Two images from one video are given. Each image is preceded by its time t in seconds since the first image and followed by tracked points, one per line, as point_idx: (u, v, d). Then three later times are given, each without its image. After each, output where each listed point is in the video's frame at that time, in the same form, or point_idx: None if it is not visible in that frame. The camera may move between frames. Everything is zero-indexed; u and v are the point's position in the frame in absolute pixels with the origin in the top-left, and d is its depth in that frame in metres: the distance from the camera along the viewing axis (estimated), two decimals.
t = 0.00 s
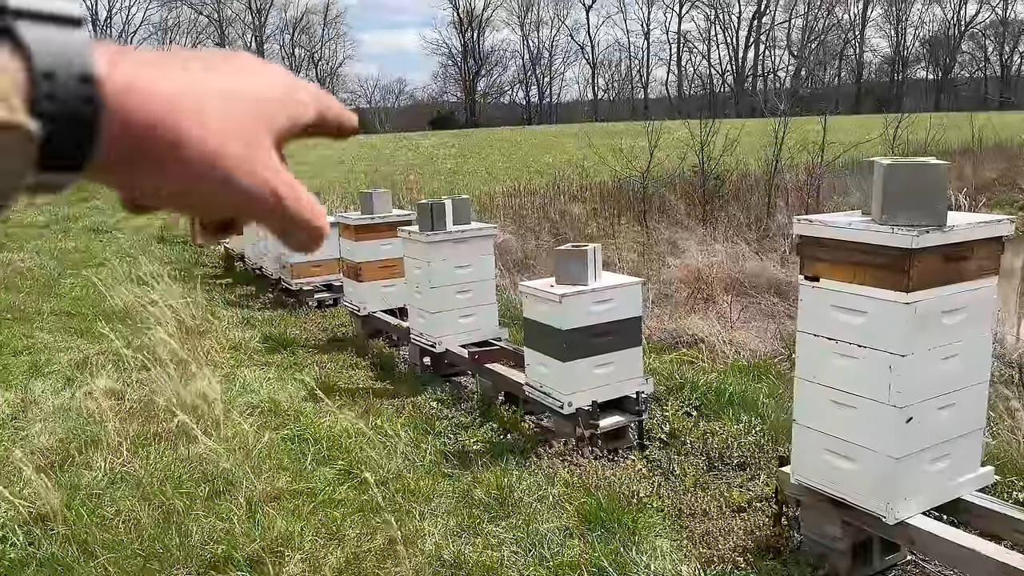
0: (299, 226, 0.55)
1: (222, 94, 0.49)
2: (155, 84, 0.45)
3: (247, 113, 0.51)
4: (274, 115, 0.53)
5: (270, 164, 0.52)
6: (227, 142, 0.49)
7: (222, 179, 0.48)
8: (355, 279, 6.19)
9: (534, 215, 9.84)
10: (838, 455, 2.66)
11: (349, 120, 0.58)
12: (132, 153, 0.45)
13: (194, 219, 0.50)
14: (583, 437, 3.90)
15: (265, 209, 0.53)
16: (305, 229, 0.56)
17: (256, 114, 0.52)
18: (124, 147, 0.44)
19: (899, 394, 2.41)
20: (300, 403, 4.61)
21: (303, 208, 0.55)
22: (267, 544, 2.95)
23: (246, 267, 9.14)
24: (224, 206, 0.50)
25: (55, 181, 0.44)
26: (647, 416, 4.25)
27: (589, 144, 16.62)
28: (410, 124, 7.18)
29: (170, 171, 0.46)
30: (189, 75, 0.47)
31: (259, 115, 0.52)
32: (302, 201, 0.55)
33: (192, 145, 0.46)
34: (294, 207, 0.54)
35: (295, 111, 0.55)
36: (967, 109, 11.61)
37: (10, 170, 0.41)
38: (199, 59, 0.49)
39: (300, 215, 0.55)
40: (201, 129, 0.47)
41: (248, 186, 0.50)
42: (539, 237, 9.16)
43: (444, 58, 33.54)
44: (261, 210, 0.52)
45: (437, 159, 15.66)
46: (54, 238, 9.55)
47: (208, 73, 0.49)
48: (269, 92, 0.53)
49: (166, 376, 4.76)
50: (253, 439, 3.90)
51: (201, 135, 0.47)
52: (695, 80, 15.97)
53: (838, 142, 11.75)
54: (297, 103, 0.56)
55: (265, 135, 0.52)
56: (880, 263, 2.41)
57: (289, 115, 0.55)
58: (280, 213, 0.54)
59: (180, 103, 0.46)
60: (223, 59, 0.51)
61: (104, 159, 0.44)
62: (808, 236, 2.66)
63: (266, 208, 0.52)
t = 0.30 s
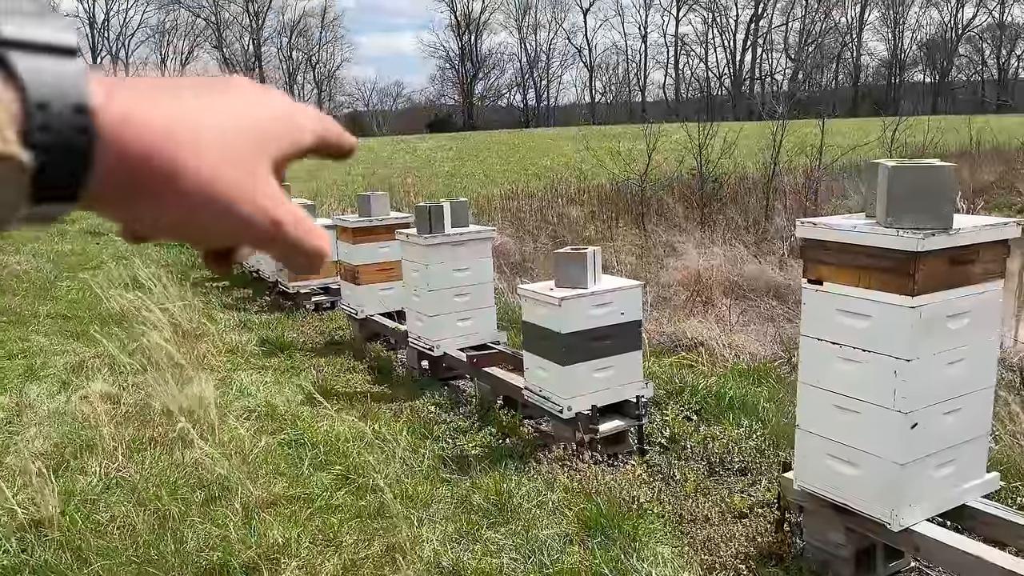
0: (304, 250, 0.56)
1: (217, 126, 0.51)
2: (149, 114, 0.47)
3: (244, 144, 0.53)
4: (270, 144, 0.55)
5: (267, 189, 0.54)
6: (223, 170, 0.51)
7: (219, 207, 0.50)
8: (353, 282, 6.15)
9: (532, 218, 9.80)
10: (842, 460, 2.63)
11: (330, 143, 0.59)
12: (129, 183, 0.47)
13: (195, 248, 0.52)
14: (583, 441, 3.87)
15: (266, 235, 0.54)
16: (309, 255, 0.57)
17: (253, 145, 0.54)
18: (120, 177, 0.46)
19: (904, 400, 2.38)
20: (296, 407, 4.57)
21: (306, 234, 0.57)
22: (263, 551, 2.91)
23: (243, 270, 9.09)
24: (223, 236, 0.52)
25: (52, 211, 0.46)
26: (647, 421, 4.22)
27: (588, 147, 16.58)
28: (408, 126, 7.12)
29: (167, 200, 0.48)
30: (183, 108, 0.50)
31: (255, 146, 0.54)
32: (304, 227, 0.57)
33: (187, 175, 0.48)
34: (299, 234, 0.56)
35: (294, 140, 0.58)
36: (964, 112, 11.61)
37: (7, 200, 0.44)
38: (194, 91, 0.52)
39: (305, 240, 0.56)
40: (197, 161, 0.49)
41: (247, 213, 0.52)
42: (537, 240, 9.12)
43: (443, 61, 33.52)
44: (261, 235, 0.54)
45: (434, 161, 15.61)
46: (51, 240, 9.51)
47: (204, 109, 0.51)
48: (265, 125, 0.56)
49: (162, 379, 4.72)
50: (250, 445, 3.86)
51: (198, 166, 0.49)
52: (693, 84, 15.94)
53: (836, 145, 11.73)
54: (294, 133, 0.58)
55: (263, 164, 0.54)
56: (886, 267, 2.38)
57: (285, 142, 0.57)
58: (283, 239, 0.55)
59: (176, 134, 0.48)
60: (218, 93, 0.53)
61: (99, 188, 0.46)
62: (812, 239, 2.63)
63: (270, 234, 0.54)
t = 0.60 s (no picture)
0: (256, 274, 0.49)
1: (173, 143, 0.45)
2: (68, 127, 0.40)
3: (189, 161, 0.46)
4: (225, 158, 0.48)
5: (216, 209, 0.47)
6: (164, 190, 0.44)
7: (158, 228, 0.44)
8: (348, 285, 6.08)
9: (531, 220, 9.74)
10: (846, 469, 2.57)
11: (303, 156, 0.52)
12: (64, 208, 0.40)
13: (138, 267, 0.46)
14: (581, 447, 3.81)
15: (210, 254, 0.47)
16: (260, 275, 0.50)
17: (203, 160, 0.47)
18: (50, 200, 0.40)
19: (909, 407, 2.33)
20: (290, 412, 4.50)
21: (258, 252, 0.49)
22: (254, 561, 2.83)
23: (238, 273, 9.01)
24: (164, 256, 0.45)
25: None
26: (646, 426, 4.16)
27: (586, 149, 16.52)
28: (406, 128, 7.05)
29: (100, 222, 0.41)
30: (133, 128, 0.43)
31: (206, 162, 0.47)
32: (259, 245, 0.50)
33: (124, 198, 0.42)
34: (252, 252, 0.49)
35: (252, 155, 0.50)
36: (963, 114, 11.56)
37: None
38: (143, 107, 0.44)
39: (259, 260, 0.49)
40: (134, 182, 0.42)
41: (192, 232, 0.45)
42: (535, 243, 9.06)
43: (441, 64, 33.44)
44: (207, 254, 0.47)
45: (432, 164, 15.53)
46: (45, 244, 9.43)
47: (149, 120, 0.44)
48: (221, 141, 0.48)
49: (154, 384, 4.65)
50: (242, 451, 3.79)
51: (137, 191, 0.42)
52: (691, 86, 15.89)
53: (835, 148, 11.68)
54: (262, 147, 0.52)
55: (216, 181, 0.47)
56: (890, 270, 2.32)
57: (243, 160, 0.49)
58: (233, 261, 0.48)
59: (115, 148, 0.41)
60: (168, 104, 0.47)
61: (34, 215, 0.40)
62: (814, 243, 2.57)
63: (216, 254, 0.47)
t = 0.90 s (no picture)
0: (227, 287, 0.42)
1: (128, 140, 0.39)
2: (30, 116, 0.34)
3: (152, 165, 0.40)
4: (191, 162, 0.42)
5: (180, 212, 0.40)
6: (125, 193, 0.38)
7: (120, 230, 0.37)
8: (341, 289, 5.97)
9: (527, 223, 9.63)
10: (852, 482, 2.46)
11: (272, 156, 0.45)
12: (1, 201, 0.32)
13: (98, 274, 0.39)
14: (577, 457, 3.70)
15: (173, 261, 0.40)
16: (234, 294, 0.43)
17: (166, 164, 0.41)
18: (4, 199, 0.34)
19: (919, 418, 2.22)
20: (279, 420, 4.38)
21: (223, 257, 0.41)
22: None
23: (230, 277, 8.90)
24: (125, 263, 0.38)
25: None
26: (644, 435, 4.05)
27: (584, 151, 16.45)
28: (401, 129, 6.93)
29: (58, 225, 0.35)
30: (86, 121, 0.36)
31: (168, 161, 0.41)
32: (230, 251, 0.42)
33: (84, 202, 0.36)
34: (219, 260, 0.41)
35: (221, 158, 0.44)
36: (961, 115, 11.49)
37: None
38: (98, 101, 0.38)
39: (226, 271, 0.41)
40: (94, 184, 0.36)
41: (154, 239, 0.39)
42: (532, 245, 8.95)
43: (439, 66, 33.42)
44: (168, 264, 0.40)
45: (429, 166, 15.44)
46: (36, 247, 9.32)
47: (108, 116, 0.38)
48: (187, 140, 0.42)
49: (141, 391, 4.53)
50: (227, 460, 3.68)
51: (96, 192, 0.36)
52: (689, 87, 15.83)
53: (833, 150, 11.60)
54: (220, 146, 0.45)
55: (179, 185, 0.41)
56: (897, 275, 2.22)
57: (207, 162, 0.43)
58: (199, 271, 0.41)
59: (73, 142, 0.36)
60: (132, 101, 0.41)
61: None
62: (819, 246, 2.46)
63: (180, 263, 0.40)
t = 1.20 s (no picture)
0: (233, 312, 0.40)
1: (126, 168, 0.40)
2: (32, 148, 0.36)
3: (152, 192, 0.41)
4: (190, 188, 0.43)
5: (183, 236, 0.40)
6: (124, 219, 0.39)
7: (117, 257, 0.38)
8: (331, 296, 5.83)
9: (522, 227, 9.49)
10: (861, 503, 2.35)
11: (282, 172, 0.46)
12: None
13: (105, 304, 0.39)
14: (572, 471, 3.58)
15: (174, 288, 0.39)
16: (246, 317, 0.42)
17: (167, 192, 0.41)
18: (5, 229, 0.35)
19: (932, 438, 2.11)
20: (266, 432, 4.25)
21: (226, 283, 0.40)
22: None
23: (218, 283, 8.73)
24: (124, 289, 0.38)
25: None
26: (642, 447, 3.93)
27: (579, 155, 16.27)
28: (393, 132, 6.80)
29: (65, 254, 0.36)
30: (81, 153, 0.38)
31: (172, 187, 0.42)
32: (236, 277, 0.41)
33: (82, 229, 0.36)
34: (224, 284, 0.40)
35: (221, 181, 0.45)
36: (957, 118, 11.41)
37: None
38: (89, 133, 0.40)
39: (231, 297, 0.40)
40: (92, 211, 0.37)
41: (149, 264, 0.38)
42: (527, 250, 8.82)
43: (433, 69, 33.15)
44: (173, 291, 0.39)
45: (423, 170, 15.25)
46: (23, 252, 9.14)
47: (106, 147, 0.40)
48: (187, 167, 0.43)
49: (123, 404, 4.38)
50: (210, 477, 3.54)
51: (94, 220, 0.37)
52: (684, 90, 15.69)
53: (830, 152, 11.48)
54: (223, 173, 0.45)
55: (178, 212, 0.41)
56: (908, 287, 2.11)
57: (201, 191, 0.43)
58: (204, 296, 0.40)
59: (73, 170, 0.37)
60: (126, 129, 0.42)
61: None
62: (825, 255, 2.35)
63: (183, 291, 0.39)
